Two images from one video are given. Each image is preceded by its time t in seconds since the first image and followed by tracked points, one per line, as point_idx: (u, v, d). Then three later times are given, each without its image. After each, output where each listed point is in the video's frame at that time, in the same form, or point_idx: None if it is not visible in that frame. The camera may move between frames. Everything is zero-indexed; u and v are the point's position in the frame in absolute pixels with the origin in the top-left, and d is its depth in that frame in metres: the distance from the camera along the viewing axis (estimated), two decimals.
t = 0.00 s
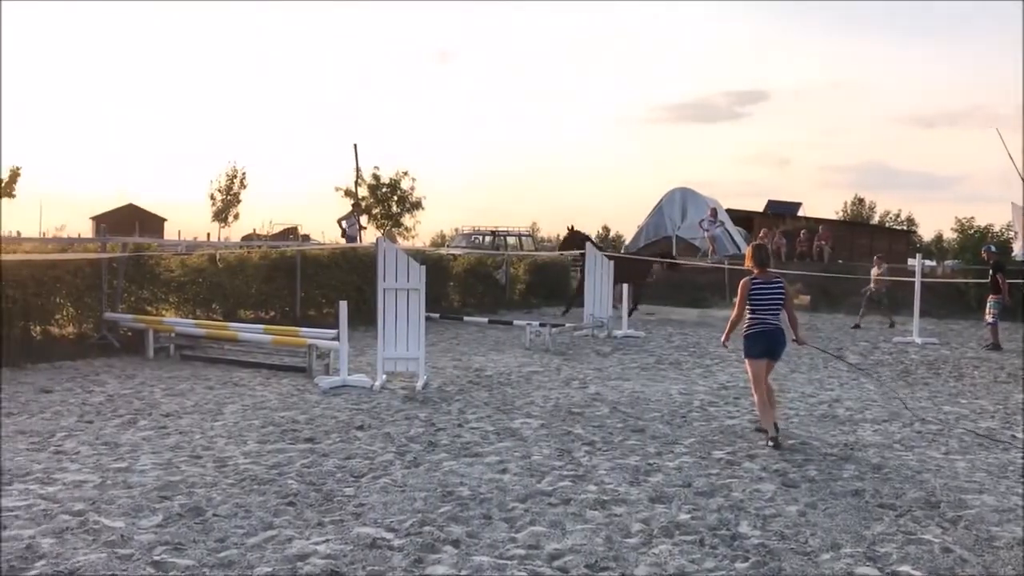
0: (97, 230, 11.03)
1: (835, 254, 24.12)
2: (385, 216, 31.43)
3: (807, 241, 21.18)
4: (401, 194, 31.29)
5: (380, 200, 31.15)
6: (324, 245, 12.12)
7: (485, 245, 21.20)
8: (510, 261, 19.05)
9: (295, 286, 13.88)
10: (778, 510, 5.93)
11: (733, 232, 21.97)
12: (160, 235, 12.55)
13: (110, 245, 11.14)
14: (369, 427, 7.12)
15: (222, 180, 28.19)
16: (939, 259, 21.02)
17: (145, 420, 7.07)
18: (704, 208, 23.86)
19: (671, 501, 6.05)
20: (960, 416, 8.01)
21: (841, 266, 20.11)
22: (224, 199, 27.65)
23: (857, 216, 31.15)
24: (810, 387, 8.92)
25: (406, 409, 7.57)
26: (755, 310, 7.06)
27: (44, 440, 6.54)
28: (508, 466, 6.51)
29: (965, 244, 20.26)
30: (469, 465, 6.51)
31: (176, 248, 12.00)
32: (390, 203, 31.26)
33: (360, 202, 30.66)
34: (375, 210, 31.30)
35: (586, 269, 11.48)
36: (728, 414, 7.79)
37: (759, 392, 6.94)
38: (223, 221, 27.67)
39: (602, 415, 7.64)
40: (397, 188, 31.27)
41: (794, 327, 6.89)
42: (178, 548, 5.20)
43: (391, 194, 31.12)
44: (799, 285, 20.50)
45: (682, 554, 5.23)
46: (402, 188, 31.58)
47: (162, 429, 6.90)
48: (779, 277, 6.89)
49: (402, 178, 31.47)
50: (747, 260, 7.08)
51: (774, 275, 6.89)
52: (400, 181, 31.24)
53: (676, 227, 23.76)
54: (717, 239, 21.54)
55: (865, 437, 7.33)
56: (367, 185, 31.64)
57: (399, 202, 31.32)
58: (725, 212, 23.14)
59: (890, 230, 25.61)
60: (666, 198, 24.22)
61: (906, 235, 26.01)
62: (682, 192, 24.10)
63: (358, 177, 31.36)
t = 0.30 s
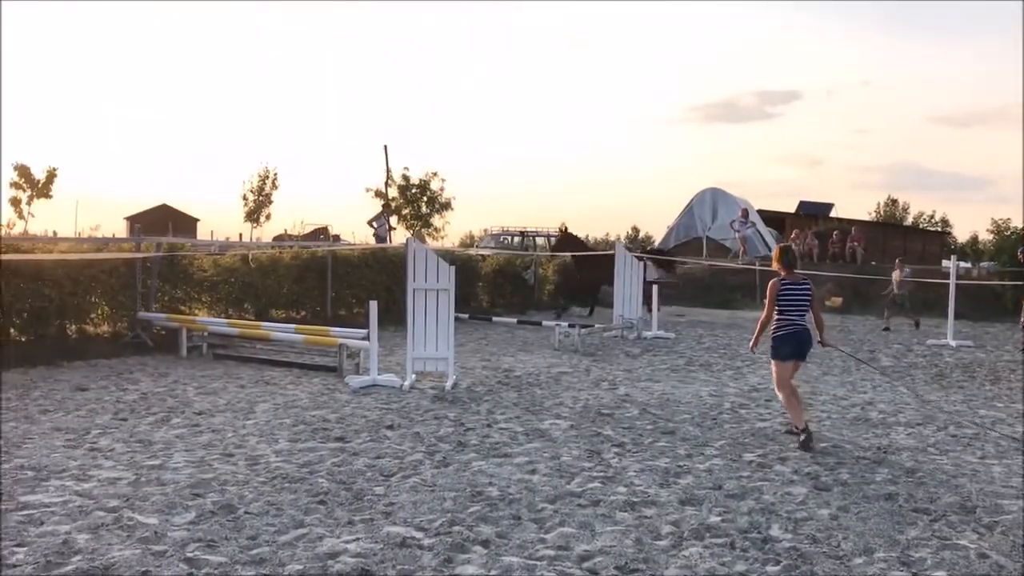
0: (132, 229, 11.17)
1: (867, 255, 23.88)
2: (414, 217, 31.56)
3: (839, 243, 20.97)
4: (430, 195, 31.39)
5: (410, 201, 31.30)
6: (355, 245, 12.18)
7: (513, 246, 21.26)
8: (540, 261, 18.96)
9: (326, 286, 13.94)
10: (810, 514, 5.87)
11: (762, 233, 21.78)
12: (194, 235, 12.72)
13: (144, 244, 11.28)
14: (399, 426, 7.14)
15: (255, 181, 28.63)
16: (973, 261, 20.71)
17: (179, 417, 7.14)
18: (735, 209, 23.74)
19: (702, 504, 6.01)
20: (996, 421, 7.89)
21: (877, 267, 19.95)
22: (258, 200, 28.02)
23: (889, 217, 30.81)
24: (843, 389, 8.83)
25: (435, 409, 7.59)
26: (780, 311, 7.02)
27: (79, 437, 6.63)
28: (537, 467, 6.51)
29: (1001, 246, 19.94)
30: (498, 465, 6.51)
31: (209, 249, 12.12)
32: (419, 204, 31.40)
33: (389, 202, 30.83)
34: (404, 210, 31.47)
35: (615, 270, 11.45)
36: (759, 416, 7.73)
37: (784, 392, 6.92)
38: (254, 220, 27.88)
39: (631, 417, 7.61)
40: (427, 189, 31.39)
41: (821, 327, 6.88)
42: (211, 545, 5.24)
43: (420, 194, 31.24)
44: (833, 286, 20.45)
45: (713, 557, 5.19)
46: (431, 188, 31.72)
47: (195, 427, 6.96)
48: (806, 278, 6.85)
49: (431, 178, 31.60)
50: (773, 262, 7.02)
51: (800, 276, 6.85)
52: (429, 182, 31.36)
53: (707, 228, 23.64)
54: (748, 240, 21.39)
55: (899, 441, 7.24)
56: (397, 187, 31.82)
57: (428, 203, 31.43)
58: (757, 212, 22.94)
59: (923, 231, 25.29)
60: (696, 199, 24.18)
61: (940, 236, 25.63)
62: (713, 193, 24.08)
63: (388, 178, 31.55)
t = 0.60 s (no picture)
0: (162, 230, 11.29)
1: (898, 257, 23.62)
2: (441, 218, 31.64)
3: (869, 245, 20.77)
4: (457, 195, 31.45)
5: (437, 202, 31.40)
6: (382, 246, 12.23)
7: (539, 246, 21.31)
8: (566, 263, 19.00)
9: (353, 286, 13.99)
10: (840, 517, 5.82)
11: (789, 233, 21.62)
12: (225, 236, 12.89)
13: (175, 245, 11.41)
14: (425, 427, 7.15)
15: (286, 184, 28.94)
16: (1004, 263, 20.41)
17: (208, 416, 7.20)
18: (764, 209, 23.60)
19: (730, 507, 5.97)
20: None
21: (907, 268, 19.78)
22: (287, 202, 28.24)
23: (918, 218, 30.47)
24: (872, 392, 8.74)
25: (462, 409, 7.60)
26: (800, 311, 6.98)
27: (110, 435, 6.70)
28: (564, 468, 6.49)
29: None
30: (525, 466, 6.50)
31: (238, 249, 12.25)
32: (446, 205, 31.48)
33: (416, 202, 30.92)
34: (430, 211, 31.56)
35: (643, 272, 11.42)
36: (787, 419, 7.67)
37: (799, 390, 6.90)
38: (283, 220, 28.02)
39: (658, 419, 7.57)
40: (454, 190, 31.42)
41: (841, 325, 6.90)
42: (240, 543, 5.28)
43: (447, 195, 31.31)
44: (862, 288, 20.34)
45: (741, 560, 5.15)
46: (457, 189, 31.78)
47: (224, 425, 7.01)
48: (826, 277, 6.86)
49: (458, 179, 31.64)
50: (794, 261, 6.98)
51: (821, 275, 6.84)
52: (456, 183, 31.40)
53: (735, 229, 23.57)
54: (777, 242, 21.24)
55: (930, 445, 7.16)
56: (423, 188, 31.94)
57: (455, 204, 31.49)
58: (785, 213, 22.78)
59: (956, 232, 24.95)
60: (725, 199, 24.06)
61: (970, 237, 25.29)
62: (742, 193, 23.94)
63: (414, 179, 31.66)
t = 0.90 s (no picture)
0: (203, 232, 11.47)
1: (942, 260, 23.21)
2: (477, 220, 31.74)
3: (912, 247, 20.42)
4: (492, 197, 31.52)
5: (473, 204, 31.51)
6: (421, 248, 12.30)
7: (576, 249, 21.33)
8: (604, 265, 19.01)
9: (390, 286, 14.07)
10: (881, 523, 5.73)
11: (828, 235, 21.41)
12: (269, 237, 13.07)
13: (217, 245, 11.57)
14: (462, 428, 7.17)
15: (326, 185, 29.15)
16: None
17: (248, 415, 7.27)
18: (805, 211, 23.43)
19: (769, 511, 5.91)
20: None
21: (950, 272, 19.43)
22: (327, 204, 28.45)
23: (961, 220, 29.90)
24: (915, 397, 8.61)
25: (498, 410, 7.61)
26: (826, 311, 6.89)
27: (153, 433, 6.79)
28: (601, 470, 6.47)
29: None
30: (562, 468, 6.49)
31: (278, 250, 12.40)
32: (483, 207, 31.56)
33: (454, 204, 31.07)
34: (467, 213, 31.69)
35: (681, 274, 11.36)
36: (828, 423, 7.58)
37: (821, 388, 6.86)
38: (321, 223, 28.37)
39: (697, 422, 7.53)
40: (490, 193, 31.51)
41: (868, 324, 6.84)
42: (279, 542, 5.32)
43: (483, 197, 31.42)
44: (903, 291, 20.12)
45: (780, 565, 5.09)
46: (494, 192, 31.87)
47: (263, 425, 7.08)
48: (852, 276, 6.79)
49: (495, 180, 31.71)
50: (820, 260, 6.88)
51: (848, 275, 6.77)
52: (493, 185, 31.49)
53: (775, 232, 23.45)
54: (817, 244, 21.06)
55: (975, 451, 7.03)
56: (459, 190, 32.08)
57: (491, 206, 31.57)
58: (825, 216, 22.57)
59: (1001, 234, 24.45)
60: (764, 201, 23.93)
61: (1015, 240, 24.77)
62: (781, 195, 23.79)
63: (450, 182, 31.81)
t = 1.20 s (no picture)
0: (238, 234, 11.61)
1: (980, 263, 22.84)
2: (508, 221, 31.79)
3: (948, 249, 20.13)
4: (524, 199, 31.54)
5: (505, 205, 31.56)
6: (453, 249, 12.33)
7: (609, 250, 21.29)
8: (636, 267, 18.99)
9: (421, 287, 14.11)
10: (918, 529, 5.65)
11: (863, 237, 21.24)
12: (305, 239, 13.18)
13: (251, 246, 11.69)
14: (493, 429, 7.17)
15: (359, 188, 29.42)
16: None
17: (281, 415, 7.33)
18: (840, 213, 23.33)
19: (803, 515, 5.85)
20: None
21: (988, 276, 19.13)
22: (360, 206, 28.66)
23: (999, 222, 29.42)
24: (953, 401, 8.49)
25: (529, 412, 7.61)
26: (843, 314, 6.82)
27: (188, 432, 6.86)
28: (633, 473, 6.44)
29: None
30: (593, 470, 6.47)
31: (311, 251, 12.49)
32: (514, 209, 31.59)
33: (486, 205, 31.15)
34: (498, 214, 31.75)
35: (714, 276, 11.30)
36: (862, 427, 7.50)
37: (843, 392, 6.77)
38: (354, 224, 28.62)
39: (729, 425, 7.48)
40: (522, 194, 31.56)
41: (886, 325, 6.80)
42: (312, 541, 5.35)
43: (514, 199, 31.45)
44: (939, 295, 19.92)
45: (815, 570, 5.03)
46: (525, 193, 31.91)
47: (296, 424, 7.13)
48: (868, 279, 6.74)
49: (525, 182, 31.75)
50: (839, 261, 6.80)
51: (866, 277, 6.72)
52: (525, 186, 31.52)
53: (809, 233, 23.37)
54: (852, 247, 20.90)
55: (1014, 457, 6.92)
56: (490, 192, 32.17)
57: (522, 207, 31.59)
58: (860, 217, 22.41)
59: None
60: (799, 202, 23.85)
61: None
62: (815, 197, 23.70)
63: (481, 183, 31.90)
